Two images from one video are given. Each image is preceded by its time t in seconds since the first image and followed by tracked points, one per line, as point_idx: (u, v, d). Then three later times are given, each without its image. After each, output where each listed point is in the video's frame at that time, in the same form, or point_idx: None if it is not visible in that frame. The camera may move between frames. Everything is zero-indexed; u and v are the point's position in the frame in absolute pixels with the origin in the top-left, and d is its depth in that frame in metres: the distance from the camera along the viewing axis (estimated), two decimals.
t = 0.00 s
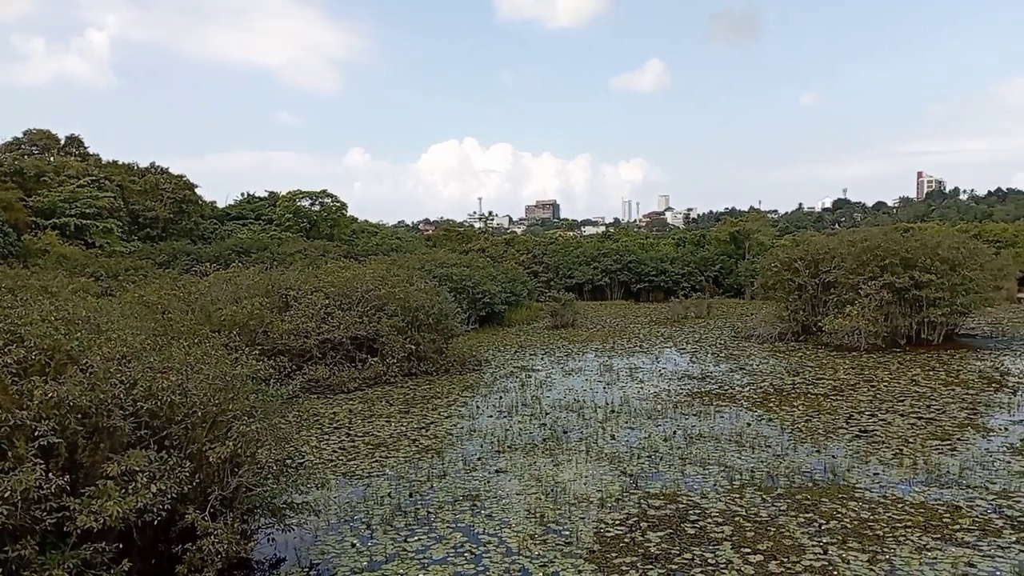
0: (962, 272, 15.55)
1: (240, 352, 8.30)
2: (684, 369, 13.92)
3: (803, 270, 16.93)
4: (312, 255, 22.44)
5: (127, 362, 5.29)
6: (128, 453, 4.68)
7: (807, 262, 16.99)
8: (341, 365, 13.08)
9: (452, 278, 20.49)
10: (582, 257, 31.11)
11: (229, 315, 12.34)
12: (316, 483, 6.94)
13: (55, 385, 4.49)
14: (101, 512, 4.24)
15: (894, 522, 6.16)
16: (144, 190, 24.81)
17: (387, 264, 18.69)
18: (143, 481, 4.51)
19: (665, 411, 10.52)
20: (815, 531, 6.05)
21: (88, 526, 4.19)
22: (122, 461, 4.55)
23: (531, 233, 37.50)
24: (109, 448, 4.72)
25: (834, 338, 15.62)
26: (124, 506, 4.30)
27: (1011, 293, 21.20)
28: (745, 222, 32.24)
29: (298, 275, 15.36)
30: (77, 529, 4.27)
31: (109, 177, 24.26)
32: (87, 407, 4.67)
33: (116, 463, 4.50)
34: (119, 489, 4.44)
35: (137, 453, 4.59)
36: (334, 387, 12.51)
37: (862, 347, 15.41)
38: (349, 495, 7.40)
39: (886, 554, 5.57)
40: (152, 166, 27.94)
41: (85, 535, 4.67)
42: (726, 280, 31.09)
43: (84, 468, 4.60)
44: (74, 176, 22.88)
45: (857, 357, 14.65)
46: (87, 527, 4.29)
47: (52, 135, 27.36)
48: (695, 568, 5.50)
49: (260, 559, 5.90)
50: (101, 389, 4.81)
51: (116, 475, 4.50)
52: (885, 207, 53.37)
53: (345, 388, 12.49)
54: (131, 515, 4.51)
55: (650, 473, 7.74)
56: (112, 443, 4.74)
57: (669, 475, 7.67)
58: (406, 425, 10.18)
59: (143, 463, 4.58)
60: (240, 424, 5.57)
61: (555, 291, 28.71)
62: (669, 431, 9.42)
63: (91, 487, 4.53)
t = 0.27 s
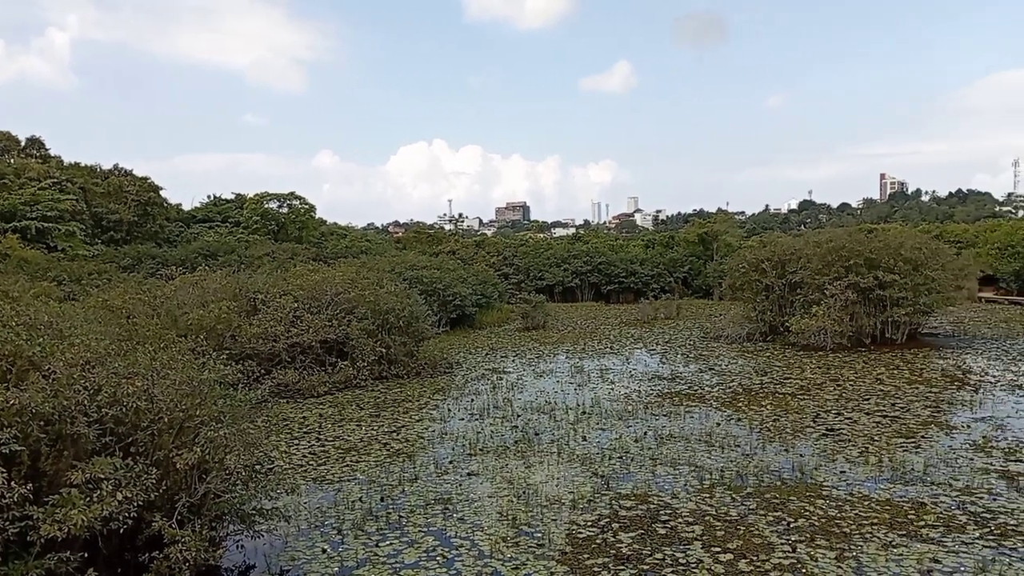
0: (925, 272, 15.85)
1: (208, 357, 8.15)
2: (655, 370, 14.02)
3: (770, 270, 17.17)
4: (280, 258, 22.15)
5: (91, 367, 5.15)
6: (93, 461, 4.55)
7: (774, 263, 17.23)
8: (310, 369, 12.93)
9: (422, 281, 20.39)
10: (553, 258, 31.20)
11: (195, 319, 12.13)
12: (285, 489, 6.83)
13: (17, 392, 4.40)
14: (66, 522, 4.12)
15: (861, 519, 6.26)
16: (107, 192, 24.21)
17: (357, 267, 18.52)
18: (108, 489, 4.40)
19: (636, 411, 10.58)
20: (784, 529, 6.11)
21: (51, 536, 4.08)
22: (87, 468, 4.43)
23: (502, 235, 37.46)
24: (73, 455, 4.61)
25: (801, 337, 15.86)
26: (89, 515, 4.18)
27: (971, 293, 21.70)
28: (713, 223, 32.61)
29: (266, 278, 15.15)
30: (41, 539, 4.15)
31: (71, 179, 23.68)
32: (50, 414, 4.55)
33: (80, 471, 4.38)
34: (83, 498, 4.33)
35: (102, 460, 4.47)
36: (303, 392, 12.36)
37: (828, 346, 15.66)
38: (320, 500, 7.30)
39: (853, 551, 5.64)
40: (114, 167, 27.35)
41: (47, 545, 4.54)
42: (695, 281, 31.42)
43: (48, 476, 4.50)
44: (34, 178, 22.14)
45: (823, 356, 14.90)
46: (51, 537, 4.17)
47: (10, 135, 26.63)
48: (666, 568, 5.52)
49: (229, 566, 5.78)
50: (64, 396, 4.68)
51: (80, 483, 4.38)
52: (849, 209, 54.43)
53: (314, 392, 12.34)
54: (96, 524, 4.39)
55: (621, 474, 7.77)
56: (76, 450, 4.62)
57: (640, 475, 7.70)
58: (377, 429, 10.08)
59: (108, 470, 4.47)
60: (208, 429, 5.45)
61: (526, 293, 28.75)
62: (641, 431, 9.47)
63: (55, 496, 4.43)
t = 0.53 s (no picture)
0: (895, 276, 16.11)
1: (179, 362, 8.01)
2: (630, 373, 14.07)
3: (743, 274, 17.36)
4: (253, 262, 21.88)
5: (60, 373, 5.05)
6: (61, 468, 4.47)
7: (747, 267, 17.42)
8: (284, 374, 12.79)
9: (398, 285, 20.28)
10: (528, 262, 31.21)
11: (167, 324, 11.94)
12: (258, 495, 6.74)
13: None
14: (33, 530, 4.07)
15: (833, 520, 6.33)
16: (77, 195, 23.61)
17: (332, 271, 18.34)
18: (77, 496, 4.32)
19: (612, 415, 10.61)
20: (757, 531, 6.16)
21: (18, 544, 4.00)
22: (55, 475, 4.35)
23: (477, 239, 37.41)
24: (39, 463, 4.57)
25: (774, 340, 16.03)
26: (57, 522, 4.11)
27: (939, 297, 22.09)
28: (687, 228, 32.89)
29: (239, 282, 14.96)
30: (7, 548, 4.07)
31: (38, 181, 23.18)
32: (16, 421, 4.49)
33: (48, 478, 4.30)
34: (51, 505, 4.24)
35: (71, 467, 4.39)
36: (277, 397, 12.22)
37: (800, 348, 15.85)
38: (293, 506, 7.20)
39: (825, 552, 5.71)
40: (83, 170, 26.83)
41: (15, 554, 4.45)
42: (670, 285, 31.66)
43: (16, 484, 4.52)
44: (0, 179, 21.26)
45: (795, 359, 15.08)
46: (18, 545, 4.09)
47: None
48: (641, 570, 5.54)
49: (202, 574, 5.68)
50: (31, 402, 4.59)
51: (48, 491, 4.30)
52: (820, 213, 55.27)
53: (288, 397, 12.21)
54: (64, 532, 4.31)
55: (597, 477, 7.78)
56: (42, 458, 4.60)
57: (616, 478, 7.72)
58: (352, 434, 9.99)
59: (78, 477, 4.38)
60: (179, 435, 5.35)
61: (502, 297, 28.74)
62: (616, 434, 9.50)
63: (21, 504, 4.41)
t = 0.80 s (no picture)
0: (866, 282, 16.35)
1: (150, 366, 7.87)
2: (605, 378, 14.11)
3: (717, 280, 17.52)
4: (227, 266, 21.61)
5: (28, 378, 4.97)
6: (28, 474, 4.38)
7: (721, 272, 17.59)
8: (257, 379, 12.63)
9: (373, 289, 20.14)
10: (505, 267, 31.23)
11: (138, 329, 11.72)
12: (230, 501, 6.64)
13: None
14: None
15: (805, 524, 6.39)
16: (48, 200, 22.75)
17: (307, 275, 18.17)
18: (45, 504, 4.24)
19: (587, 419, 10.63)
20: (730, 535, 6.20)
21: None
22: (22, 482, 4.26)
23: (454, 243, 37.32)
24: (8, 469, 4.50)
25: (747, 345, 16.18)
26: (25, 530, 4.03)
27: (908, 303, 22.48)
28: (662, 233, 33.13)
29: (212, 286, 14.76)
30: None
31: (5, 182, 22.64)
32: None
33: (15, 485, 4.21)
34: (18, 513, 4.16)
35: (39, 473, 4.31)
36: (250, 402, 12.07)
37: (773, 354, 16.01)
38: (266, 513, 7.10)
39: (797, 556, 5.76)
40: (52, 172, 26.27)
41: None
42: (645, 290, 31.85)
43: None
44: None
45: (768, 364, 15.24)
46: None
47: None
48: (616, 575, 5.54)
49: None
50: None
51: (15, 498, 4.22)
52: (791, 220, 56.05)
53: (261, 402, 12.06)
54: (32, 540, 4.23)
55: (572, 482, 7.78)
56: (10, 464, 4.51)
57: (591, 483, 7.73)
58: (326, 439, 9.89)
59: (46, 484, 4.30)
60: (150, 441, 5.24)
61: (478, 302, 28.69)
62: (591, 439, 9.51)
63: None
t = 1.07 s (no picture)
0: (837, 287, 16.61)
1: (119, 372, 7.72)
2: (580, 383, 14.15)
3: (691, 285, 17.68)
4: (198, 271, 21.32)
5: None
6: None
7: (695, 277, 17.76)
8: (229, 385, 12.47)
9: (348, 294, 20.00)
10: (480, 272, 31.21)
11: (107, 335, 11.47)
12: (201, 509, 6.54)
13: None
14: None
15: (778, 526, 6.45)
16: (13, 202, 22.37)
17: (280, 280, 17.99)
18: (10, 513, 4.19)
19: (562, 424, 10.64)
20: (704, 538, 6.24)
21: None
22: None
23: (428, 248, 37.23)
24: None
25: (721, 349, 16.32)
26: None
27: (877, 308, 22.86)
28: (637, 239, 33.37)
29: (183, 291, 14.54)
30: None
31: None
32: None
33: None
34: None
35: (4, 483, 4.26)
36: (222, 409, 11.90)
37: (746, 358, 16.16)
38: (238, 520, 7.00)
39: (770, 558, 5.81)
40: (18, 174, 25.69)
41: None
42: (620, 295, 32.04)
43: None
44: None
45: (741, 368, 15.39)
46: None
47: None
48: None
49: None
50: None
51: None
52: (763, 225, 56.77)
53: (234, 408, 11.91)
54: None
55: (547, 486, 7.78)
56: None
57: (566, 487, 7.73)
58: (299, 445, 9.78)
59: (12, 493, 4.24)
60: (120, 448, 5.13)
61: (453, 307, 28.63)
62: (566, 444, 9.52)
63: None
